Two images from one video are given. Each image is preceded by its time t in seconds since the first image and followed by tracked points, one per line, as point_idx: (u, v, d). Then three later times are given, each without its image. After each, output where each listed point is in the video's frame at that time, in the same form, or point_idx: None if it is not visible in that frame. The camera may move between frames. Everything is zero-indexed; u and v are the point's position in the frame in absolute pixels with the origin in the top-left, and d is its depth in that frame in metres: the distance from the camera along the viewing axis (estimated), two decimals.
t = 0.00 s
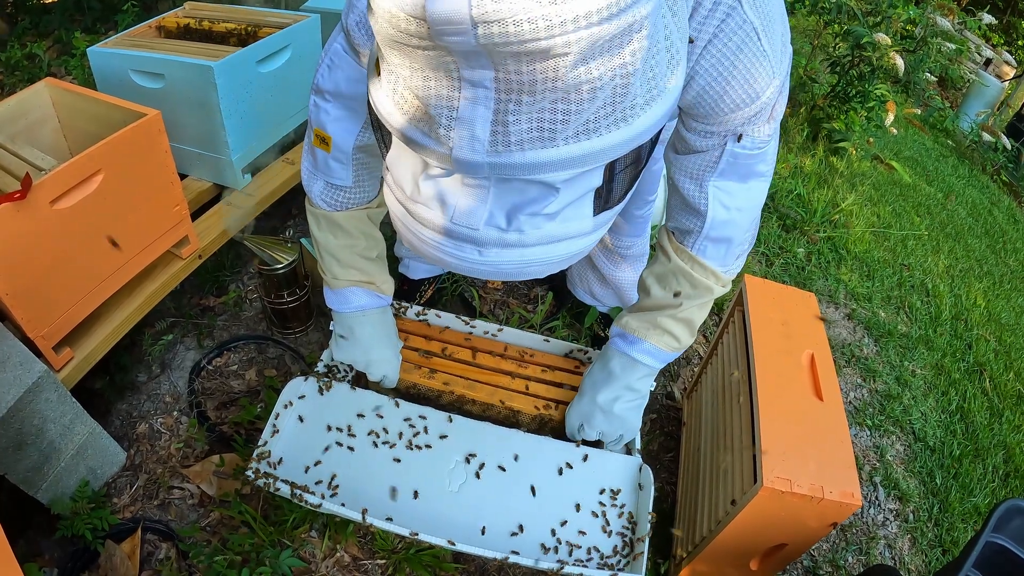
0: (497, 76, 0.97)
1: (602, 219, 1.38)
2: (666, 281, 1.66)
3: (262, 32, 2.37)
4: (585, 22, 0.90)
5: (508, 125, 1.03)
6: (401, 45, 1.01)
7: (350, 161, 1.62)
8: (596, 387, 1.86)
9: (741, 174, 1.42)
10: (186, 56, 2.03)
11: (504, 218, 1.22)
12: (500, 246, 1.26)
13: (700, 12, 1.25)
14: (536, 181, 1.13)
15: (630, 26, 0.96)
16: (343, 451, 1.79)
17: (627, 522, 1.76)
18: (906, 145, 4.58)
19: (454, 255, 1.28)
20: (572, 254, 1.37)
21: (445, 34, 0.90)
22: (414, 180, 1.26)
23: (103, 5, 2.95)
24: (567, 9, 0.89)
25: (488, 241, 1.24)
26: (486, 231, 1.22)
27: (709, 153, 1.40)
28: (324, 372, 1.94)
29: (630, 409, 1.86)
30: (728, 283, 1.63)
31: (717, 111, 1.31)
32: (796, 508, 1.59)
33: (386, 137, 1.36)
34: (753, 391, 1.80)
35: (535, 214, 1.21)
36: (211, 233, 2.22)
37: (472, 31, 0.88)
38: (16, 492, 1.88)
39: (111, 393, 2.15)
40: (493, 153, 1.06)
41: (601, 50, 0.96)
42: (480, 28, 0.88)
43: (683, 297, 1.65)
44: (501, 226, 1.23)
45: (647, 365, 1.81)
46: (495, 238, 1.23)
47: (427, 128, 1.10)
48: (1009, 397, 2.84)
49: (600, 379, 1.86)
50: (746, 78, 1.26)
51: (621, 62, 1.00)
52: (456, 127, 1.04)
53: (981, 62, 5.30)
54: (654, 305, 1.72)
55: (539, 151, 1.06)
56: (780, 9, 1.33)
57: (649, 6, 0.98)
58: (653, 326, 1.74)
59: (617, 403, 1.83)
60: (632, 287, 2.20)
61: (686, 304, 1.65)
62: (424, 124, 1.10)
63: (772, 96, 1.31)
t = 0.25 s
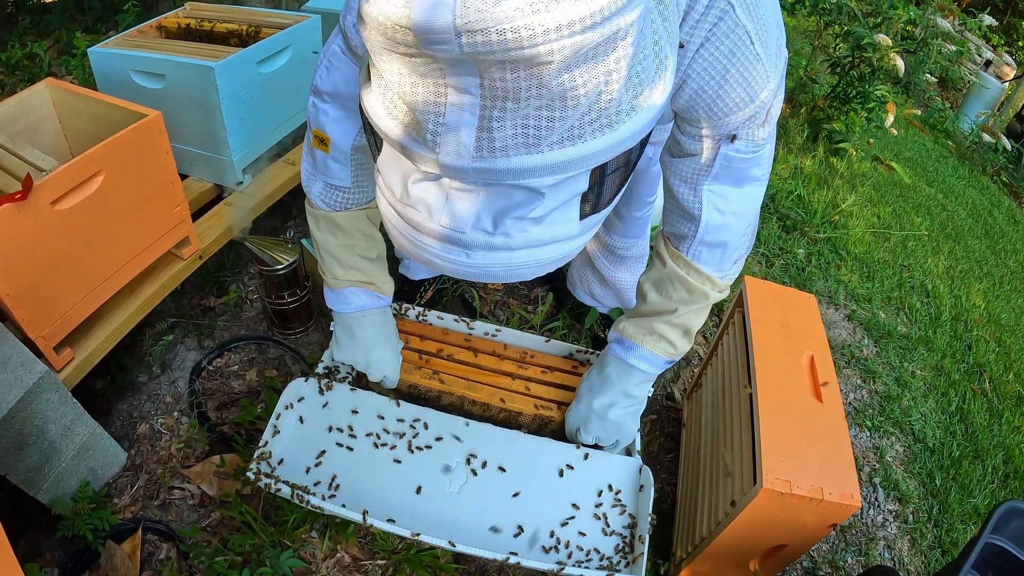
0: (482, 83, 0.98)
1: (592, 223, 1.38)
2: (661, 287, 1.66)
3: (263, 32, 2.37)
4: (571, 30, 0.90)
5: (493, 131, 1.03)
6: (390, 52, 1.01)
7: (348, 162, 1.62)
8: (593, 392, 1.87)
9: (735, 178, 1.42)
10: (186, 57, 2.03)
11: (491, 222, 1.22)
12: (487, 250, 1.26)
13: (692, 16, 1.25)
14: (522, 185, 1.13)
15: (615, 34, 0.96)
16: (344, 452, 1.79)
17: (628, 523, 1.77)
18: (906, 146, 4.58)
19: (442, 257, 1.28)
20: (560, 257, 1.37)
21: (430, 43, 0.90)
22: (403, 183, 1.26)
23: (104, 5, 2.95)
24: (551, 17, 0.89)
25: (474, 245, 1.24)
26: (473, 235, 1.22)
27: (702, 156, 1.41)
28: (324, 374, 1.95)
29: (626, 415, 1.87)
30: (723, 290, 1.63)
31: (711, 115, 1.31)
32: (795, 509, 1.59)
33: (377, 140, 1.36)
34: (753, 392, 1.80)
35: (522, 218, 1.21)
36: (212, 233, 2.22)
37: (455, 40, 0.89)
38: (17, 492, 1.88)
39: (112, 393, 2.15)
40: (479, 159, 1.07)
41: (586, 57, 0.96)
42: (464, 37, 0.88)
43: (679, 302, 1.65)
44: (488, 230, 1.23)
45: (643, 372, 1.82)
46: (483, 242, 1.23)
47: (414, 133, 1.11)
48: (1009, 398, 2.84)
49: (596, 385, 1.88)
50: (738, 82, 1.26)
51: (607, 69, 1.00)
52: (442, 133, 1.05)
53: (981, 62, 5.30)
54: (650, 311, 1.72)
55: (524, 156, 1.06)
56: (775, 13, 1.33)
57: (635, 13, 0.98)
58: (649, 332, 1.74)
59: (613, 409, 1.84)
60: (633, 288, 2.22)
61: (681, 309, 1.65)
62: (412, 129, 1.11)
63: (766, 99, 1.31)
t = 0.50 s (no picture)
0: (474, 86, 0.98)
1: (586, 224, 1.38)
2: (659, 290, 1.68)
3: (263, 33, 2.38)
4: (561, 33, 0.91)
5: (484, 134, 1.03)
6: (383, 54, 1.02)
7: (347, 163, 1.64)
8: (589, 395, 1.87)
9: (731, 181, 1.43)
10: (186, 58, 2.03)
11: (484, 223, 1.22)
12: (480, 251, 1.26)
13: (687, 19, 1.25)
14: (514, 188, 1.13)
15: (607, 37, 0.96)
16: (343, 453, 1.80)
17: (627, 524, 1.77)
18: (905, 146, 4.59)
19: (436, 257, 1.29)
20: (555, 258, 1.37)
21: (421, 47, 0.90)
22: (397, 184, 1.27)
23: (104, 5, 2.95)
24: (542, 21, 0.89)
25: (467, 246, 1.24)
26: (466, 235, 1.23)
27: (698, 158, 1.42)
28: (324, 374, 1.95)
29: (620, 418, 1.87)
30: (720, 295, 1.64)
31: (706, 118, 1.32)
32: (793, 510, 1.60)
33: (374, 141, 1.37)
34: (751, 393, 1.80)
35: (515, 219, 1.21)
36: (211, 234, 2.22)
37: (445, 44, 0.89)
38: (16, 492, 1.89)
39: (112, 394, 2.15)
40: (470, 161, 1.07)
41: (577, 60, 0.96)
42: (454, 41, 0.89)
43: (674, 306, 1.66)
44: (481, 230, 1.23)
45: (639, 375, 1.84)
46: (476, 243, 1.23)
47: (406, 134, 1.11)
48: (1008, 399, 2.85)
49: (592, 387, 1.89)
50: (735, 84, 1.26)
51: (599, 72, 1.00)
52: (434, 135, 1.05)
53: (981, 63, 5.29)
54: (648, 313, 1.74)
55: (516, 159, 1.06)
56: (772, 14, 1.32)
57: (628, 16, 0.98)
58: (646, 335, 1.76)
59: (608, 411, 1.84)
60: (630, 289, 2.23)
61: (676, 312, 1.67)
62: (406, 131, 1.11)
63: (762, 101, 1.31)
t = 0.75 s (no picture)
0: (473, 83, 0.98)
1: (584, 223, 1.38)
2: (656, 292, 1.69)
3: (263, 33, 2.38)
4: (561, 29, 0.90)
5: (483, 130, 1.03)
6: (384, 51, 1.02)
7: (347, 162, 1.65)
8: (585, 392, 1.89)
9: (729, 182, 1.43)
10: (186, 58, 2.03)
11: (482, 221, 1.21)
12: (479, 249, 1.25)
13: (688, 18, 1.25)
14: (513, 185, 1.13)
15: (606, 34, 0.96)
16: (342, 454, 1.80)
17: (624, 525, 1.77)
18: (905, 147, 4.59)
19: (435, 255, 1.28)
20: (553, 256, 1.37)
21: (422, 43, 0.90)
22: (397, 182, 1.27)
23: (104, 5, 2.95)
24: (541, 19, 0.89)
25: (466, 243, 1.24)
26: (465, 232, 1.22)
27: (697, 158, 1.42)
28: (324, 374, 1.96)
29: (616, 417, 1.87)
30: (717, 298, 1.64)
31: (706, 117, 1.32)
32: (793, 512, 1.60)
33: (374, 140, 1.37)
34: (751, 394, 1.80)
35: (513, 217, 1.20)
36: (212, 235, 2.23)
37: (444, 40, 0.89)
38: (16, 492, 1.89)
39: (111, 394, 2.15)
40: (469, 158, 1.07)
41: (576, 58, 0.96)
42: (453, 37, 0.88)
43: (670, 308, 1.67)
44: (480, 228, 1.22)
45: (637, 376, 1.86)
46: (474, 240, 1.23)
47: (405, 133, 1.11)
48: (1008, 400, 2.85)
49: (589, 385, 1.90)
50: (734, 84, 1.27)
51: (598, 69, 1.00)
52: (433, 132, 1.05)
53: (982, 64, 5.29)
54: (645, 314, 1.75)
55: (514, 156, 1.06)
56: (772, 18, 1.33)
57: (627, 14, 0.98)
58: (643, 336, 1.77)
59: (602, 408, 1.86)
60: (630, 289, 2.24)
61: (672, 315, 1.68)
62: (406, 129, 1.11)
63: (761, 102, 1.31)
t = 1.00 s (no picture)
0: (481, 66, 0.97)
1: (587, 217, 1.33)
2: (664, 289, 1.65)
3: (263, 33, 2.38)
4: (570, 11, 0.91)
5: (490, 113, 1.01)
6: (392, 33, 1.01)
7: (346, 154, 1.60)
8: (591, 385, 1.86)
9: (736, 178, 1.41)
10: (186, 58, 2.03)
11: (486, 209, 1.16)
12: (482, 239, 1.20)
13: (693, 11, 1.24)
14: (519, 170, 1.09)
15: (614, 19, 0.96)
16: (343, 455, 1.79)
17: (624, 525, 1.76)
18: (906, 147, 4.59)
19: (436, 246, 1.22)
20: (556, 250, 1.32)
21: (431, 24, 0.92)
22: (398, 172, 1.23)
23: (104, 4, 2.95)
24: None
25: (469, 233, 1.18)
26: (468, 221, 1.16)
27: (702, 154, 1.40)
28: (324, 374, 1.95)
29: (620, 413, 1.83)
30: (727, 294, 1.59)
31: (712, 113, 1.31)
32: (793, 512, 1.59)
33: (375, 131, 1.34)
34: (751, 394, 1.80)
35: (519, 206, 1.16)
36: (211, 234, 2.22)
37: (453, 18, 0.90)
38: (15, 492, 1.88)
39: (111, 394, 2.15)
40: (476, 142, 1.04)
41: (585, 42, 0.96)
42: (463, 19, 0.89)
43: (678, 305, 1.62)
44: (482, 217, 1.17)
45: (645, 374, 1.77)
46: (478, 229, 1.17)
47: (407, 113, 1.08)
48: (1008, 400, 2.84)
49: (596, 379, 1.86)
50: (740, 78, 1.25)
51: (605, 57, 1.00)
52: (439, 114, 1.03)
53: (982, 64, 5.29)
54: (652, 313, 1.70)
55: (521, 140, 1.04)
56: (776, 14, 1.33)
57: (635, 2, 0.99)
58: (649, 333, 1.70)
59: (608, 404, 1.81)
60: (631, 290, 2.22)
61: (680, 312, 1.62)
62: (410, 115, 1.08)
63: (767, 97, 1.30)
